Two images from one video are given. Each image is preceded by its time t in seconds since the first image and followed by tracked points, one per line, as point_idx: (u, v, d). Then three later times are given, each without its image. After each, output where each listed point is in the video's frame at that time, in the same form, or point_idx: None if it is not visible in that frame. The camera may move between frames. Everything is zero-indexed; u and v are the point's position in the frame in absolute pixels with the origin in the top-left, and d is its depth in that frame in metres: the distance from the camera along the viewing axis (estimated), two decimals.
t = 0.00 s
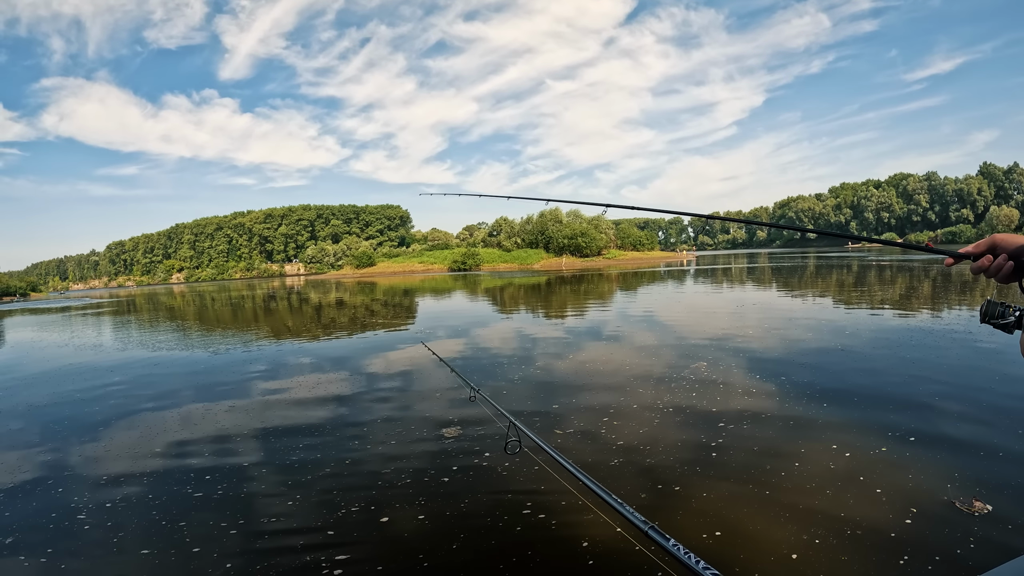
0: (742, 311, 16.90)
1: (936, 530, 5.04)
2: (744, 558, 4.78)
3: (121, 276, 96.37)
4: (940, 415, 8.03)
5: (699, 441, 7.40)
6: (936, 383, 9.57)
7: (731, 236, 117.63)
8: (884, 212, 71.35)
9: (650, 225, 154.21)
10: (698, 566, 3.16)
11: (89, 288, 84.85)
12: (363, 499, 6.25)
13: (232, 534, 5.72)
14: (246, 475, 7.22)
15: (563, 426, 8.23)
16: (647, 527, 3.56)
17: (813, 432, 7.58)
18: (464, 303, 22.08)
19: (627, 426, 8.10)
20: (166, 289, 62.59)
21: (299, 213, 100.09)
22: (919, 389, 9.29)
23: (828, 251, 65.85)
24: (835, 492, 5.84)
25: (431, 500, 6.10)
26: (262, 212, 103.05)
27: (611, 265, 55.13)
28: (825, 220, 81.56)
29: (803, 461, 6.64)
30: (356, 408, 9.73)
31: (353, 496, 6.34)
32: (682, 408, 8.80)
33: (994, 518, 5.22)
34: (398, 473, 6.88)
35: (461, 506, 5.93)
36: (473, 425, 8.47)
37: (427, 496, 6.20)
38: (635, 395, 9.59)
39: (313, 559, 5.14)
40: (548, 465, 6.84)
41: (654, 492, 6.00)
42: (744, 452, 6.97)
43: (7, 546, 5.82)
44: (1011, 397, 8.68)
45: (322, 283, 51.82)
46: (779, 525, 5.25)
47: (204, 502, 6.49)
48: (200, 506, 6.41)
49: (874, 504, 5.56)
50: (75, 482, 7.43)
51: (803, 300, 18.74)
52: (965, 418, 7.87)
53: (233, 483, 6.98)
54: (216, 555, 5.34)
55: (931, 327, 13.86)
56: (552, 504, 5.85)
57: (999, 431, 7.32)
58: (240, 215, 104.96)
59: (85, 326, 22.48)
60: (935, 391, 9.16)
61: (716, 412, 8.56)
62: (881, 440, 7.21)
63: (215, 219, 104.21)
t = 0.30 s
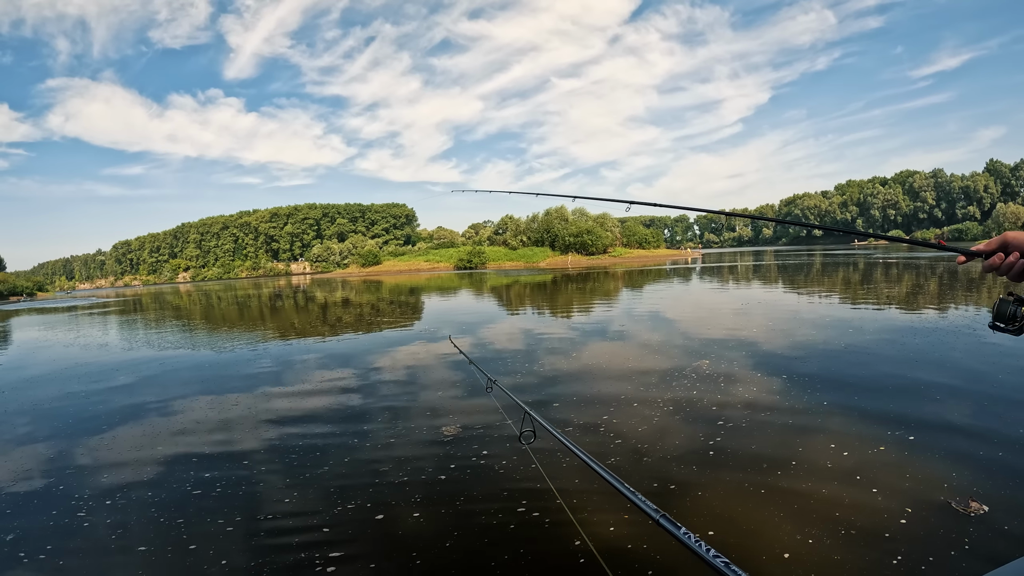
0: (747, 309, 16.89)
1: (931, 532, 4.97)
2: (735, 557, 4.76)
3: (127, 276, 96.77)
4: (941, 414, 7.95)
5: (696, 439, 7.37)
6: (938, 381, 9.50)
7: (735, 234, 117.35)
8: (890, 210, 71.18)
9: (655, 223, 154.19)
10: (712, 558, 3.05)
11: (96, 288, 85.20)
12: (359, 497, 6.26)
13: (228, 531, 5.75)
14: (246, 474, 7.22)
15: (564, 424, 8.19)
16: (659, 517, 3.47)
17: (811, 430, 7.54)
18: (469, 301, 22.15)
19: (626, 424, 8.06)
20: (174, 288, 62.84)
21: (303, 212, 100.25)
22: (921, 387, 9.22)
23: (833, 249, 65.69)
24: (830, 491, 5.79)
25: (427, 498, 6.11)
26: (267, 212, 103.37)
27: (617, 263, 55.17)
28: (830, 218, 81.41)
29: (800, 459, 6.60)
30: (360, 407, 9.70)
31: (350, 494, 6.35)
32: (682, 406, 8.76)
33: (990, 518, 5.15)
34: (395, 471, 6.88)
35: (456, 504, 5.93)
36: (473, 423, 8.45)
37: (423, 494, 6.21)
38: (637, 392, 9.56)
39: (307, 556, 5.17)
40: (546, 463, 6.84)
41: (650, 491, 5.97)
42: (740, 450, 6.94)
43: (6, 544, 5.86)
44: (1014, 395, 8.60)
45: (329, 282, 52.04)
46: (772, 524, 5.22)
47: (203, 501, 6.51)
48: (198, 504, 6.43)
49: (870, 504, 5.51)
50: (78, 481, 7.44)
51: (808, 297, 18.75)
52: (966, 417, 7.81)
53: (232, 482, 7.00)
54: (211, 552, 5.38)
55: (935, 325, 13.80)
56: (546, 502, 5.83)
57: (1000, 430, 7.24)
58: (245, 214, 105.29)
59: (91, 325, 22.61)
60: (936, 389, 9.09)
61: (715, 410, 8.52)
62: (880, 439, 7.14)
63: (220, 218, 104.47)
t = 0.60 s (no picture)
0: (753, 306, 16.83)
1: (927, 531, 4.91)
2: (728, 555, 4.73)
3: (133, 275, 97.27)
4: (942, 412, 7.85)
5: (695, 438, 7.33)
6: (939, 379, 9.41)
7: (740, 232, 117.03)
8: (896, 207, 70.83)
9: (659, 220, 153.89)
10: (705, 550, 3.25)
11: (103, 287, 85.61)
12: (357, 494, 6.27)
13: (225, 527, 5.77)
14: (247, 470, 7.23)
15: (564, 422, 8.16)
16: (654, 511, 3.67)
17: (810, 428, 7.48)
18: (476, 299, 22.16)
19: (625, 422, 8.03)
20: (181, 287, 63.06)
21: (308, 211, 100.48)
22: (921, 386, 9.13)
23: (840, 246, 65.44)
24: (826, 490, 5.75)
25: (424, 495, 6.11)
26: (272, 211, 103.71)
27: (624, 260, 55.08)
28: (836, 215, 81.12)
29: (798, 458, 6.55)
30: (366, 405, 9.70)
31: (347, 491, 6.36)
32: (682, 404, 8.73)
33: (987, 518, 5.08)
34: (394, 468, 6.89)
35: (452, 500, 5.92)
36: (473, 421, 8.43)
37: (420, 491, 6.21)
38: (638, 390, 9.53)
39: (303, 551, 5.18)
40: (544, 460, 6.82)
41: (646, 489, 5.94)
42: (739, 449, 6.89)
43: (6, 539, 5.90)
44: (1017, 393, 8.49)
45: (336, 280, 52.21)
46: (767, 522, 5.20)
47: (202, 497, 6.54)
48: (197, 500, 6.46)
49: (866, 503, 5.45)
50: (82, 478, 7.46)
51: (815, 294, 18.66)
52: (968, 415, 7.71)
53: (232, 478, 7.01)
54: (207, 548, 5.40)
55: (943, 323, 13.66)
56: (542, 500, 5.82)
57: (1000, 428, 7.16)
58: (250, 213, 105.65)
59: (100, 323, 22.76)
60: (938, 387, 9.00)
61: (715, 408, 8.48)
62: (878, 438, 7.07)
63: (225, 217, 104.72)
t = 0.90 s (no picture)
0: (758, 304, 16.81)
1: (921, 530, 4.88)
2: (720, 553, 4.73)
3: (138, 274, 97.65)
4: (941, 412, 7.80)
5: (693, 435, 7.33)
6: (940, 378, 9.35)
7: (744, 229, 116.78)
8: (900, 204, 70.63)
9: (663, 217, 153.83)
10: (705, 567, 3.08)
11: (108, 286, 85.88)
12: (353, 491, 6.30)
13: (222, 524, 5.81)
14: (246, 468, 7.27)
15: (563, 420, 8.17)
16: (651, 525, 3.51)
17: (809, 426, 7.46)
18: (480, 297, 22.22)
19: (624, 420, 8.03)
20: (187, 285, 63.28)
21: (311, 209, 100.57)
22: (921, 385, 9.07)
23: (845, 243, 65.30)
24: (821, 488, 5.73)
25: (421, 492, 6.14)
26: (276, 209, 103.91)
27: (628, 258, 55.02)
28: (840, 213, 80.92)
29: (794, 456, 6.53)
30: (368, 403, 9.73)
31: (344, 488, 6.38)
32: (680, 402, 8.72)
33: (982, 518, 5.03)
34: (393, 465, 6.92)
35: (448, 497, 5.94)
36: (472, 419, 8.45)
37: (417, 488, 6.23)
38: (639, 389, 9.53)
39: (298, 548, 5.22)
40: (541, 458, 6.84)
41: (641, 487, 5.93)
42: (735, 446, 6.90)
43: (7, 536, 5.94)
44: (1019, 392, 8.42)
45: (342, 278, 52.35)
46: (760, 519, 5.19)
47: (201, 495, 6.58)
48: (196, 497, 6.50)
49: (859, 501, 5.43)
50: (85, 476, 7.50)
51: (820, 292, 18.62)
52: (968, 414, 7.66)
53: (231, 476, 7.05)
54: (203, 545, 5.44)
55: (947, 321, 13.62)
56: (537, 497, 5.82)
57: (1000, 428, 7.09)
58: (254, 212, 105.84)
59: (106, 323, 22.83)
60: (939, 386, 8.93)
61: (714, 406, 8.46)
62: (875, 437, 7.02)
63: (229, 216, 104.88)
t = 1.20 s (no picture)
0: (760, 303, 16.76)
1: (912, 530, 4.87)
2: (710, 552, 4.71)
3: (141, 274, 97.87)
4: (939, 411, 7.76)
5: (688, 434, 7.31)
6: (940, 378, 9.30)
7: (746, 228, 116.75)
8: (903, 203, 70.46)
9: (665, 216, 153.68)
10: (711, 567, 3.07)
11: (110, 286, 86.04)
12: (348, 489, 6.33)
13: (217, 522, 5.84)
14: (245, 466, 7.30)
15: (560, 419, 8.15)
16: (659, 526, 3.45)
17: (804, 425, 7.44)
18: (483, 296, 22.19)
19: (620, 419, 8.03)
20: (191, 285, 63.59)
21: (313, 209, 100.75)
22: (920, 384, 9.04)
23: (847, 242, 65.28)
24: (814, 487, 5.72)
25: (415, 490, 6.15)
26: (278, 209, 103.98)
27: (631, 257, 54.97)
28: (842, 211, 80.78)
29: (789, 455, 6.51)
30: (367, 402, 9.75)
31: (339, 486, 6.40)
32: (678, 401, 8.72)
33: (975, 518, 5.00)
34: (388, 463, 6.94)
35: (442, 496, 5.95)
36: (470, 418, 8.46)
37: (411, 486, 6.25)
38: (638, 387, 9.53)
39: (291, 546, 5.24)
40: (535, 457, 6.84)
41: (634, 486, 5.92)
42: (730, 445, 6.89)
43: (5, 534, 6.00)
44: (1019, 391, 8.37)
45: (345, 278, 52.44)
46: (752, 518, 5.19)
47: (199, 493, 6.60)
48: (192, 495, 6.54)
49: (851, 501, 5.41)
50: (87, 475, 7.53)
51: (823, 291, 18.56)
52: (967, 414, 7.61)
53: (229, 475, 7.07)
54: (198, 542, 5.48)
55: (949, 320, 13.54)
56: (530, 495, 5.82)
57: (997, 428, 7.05)
58: (256, 211, 105.94)
59: (109, 322, 22.91)
60: (938, 385, 8.89)
61: (711, 405, 8.46)
62: (870, 436, 7.00)
63: (231, 215, 105.11)
